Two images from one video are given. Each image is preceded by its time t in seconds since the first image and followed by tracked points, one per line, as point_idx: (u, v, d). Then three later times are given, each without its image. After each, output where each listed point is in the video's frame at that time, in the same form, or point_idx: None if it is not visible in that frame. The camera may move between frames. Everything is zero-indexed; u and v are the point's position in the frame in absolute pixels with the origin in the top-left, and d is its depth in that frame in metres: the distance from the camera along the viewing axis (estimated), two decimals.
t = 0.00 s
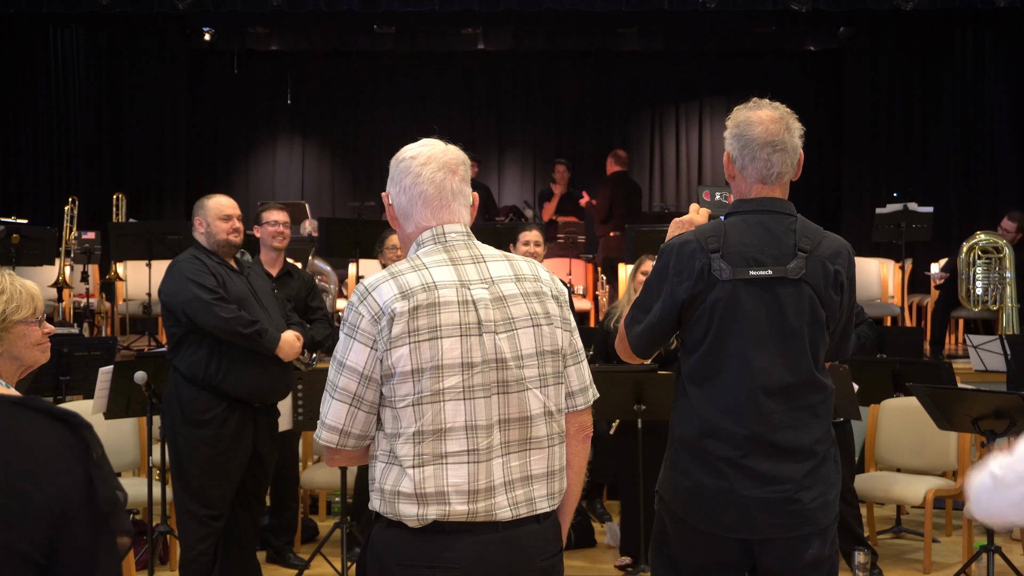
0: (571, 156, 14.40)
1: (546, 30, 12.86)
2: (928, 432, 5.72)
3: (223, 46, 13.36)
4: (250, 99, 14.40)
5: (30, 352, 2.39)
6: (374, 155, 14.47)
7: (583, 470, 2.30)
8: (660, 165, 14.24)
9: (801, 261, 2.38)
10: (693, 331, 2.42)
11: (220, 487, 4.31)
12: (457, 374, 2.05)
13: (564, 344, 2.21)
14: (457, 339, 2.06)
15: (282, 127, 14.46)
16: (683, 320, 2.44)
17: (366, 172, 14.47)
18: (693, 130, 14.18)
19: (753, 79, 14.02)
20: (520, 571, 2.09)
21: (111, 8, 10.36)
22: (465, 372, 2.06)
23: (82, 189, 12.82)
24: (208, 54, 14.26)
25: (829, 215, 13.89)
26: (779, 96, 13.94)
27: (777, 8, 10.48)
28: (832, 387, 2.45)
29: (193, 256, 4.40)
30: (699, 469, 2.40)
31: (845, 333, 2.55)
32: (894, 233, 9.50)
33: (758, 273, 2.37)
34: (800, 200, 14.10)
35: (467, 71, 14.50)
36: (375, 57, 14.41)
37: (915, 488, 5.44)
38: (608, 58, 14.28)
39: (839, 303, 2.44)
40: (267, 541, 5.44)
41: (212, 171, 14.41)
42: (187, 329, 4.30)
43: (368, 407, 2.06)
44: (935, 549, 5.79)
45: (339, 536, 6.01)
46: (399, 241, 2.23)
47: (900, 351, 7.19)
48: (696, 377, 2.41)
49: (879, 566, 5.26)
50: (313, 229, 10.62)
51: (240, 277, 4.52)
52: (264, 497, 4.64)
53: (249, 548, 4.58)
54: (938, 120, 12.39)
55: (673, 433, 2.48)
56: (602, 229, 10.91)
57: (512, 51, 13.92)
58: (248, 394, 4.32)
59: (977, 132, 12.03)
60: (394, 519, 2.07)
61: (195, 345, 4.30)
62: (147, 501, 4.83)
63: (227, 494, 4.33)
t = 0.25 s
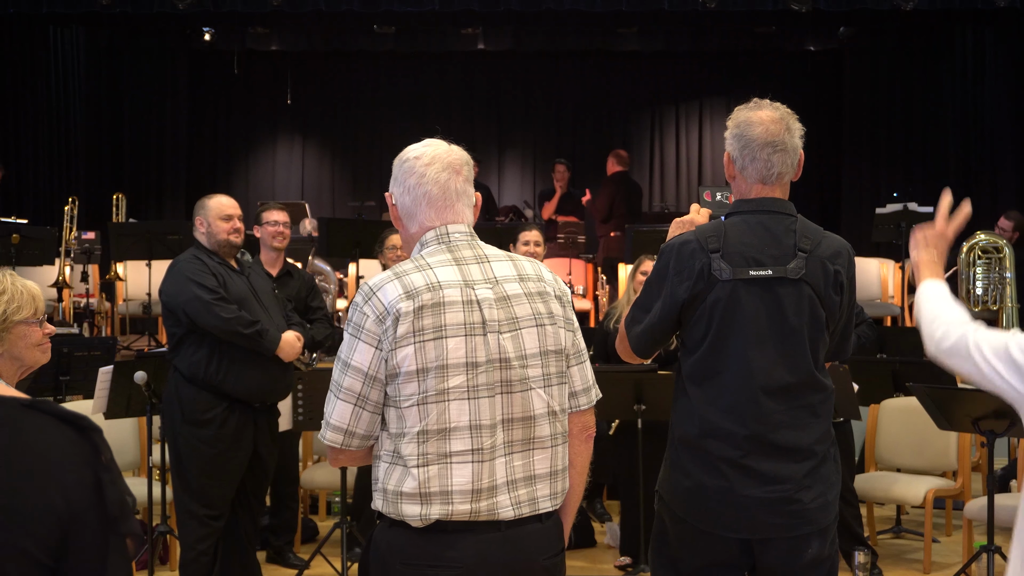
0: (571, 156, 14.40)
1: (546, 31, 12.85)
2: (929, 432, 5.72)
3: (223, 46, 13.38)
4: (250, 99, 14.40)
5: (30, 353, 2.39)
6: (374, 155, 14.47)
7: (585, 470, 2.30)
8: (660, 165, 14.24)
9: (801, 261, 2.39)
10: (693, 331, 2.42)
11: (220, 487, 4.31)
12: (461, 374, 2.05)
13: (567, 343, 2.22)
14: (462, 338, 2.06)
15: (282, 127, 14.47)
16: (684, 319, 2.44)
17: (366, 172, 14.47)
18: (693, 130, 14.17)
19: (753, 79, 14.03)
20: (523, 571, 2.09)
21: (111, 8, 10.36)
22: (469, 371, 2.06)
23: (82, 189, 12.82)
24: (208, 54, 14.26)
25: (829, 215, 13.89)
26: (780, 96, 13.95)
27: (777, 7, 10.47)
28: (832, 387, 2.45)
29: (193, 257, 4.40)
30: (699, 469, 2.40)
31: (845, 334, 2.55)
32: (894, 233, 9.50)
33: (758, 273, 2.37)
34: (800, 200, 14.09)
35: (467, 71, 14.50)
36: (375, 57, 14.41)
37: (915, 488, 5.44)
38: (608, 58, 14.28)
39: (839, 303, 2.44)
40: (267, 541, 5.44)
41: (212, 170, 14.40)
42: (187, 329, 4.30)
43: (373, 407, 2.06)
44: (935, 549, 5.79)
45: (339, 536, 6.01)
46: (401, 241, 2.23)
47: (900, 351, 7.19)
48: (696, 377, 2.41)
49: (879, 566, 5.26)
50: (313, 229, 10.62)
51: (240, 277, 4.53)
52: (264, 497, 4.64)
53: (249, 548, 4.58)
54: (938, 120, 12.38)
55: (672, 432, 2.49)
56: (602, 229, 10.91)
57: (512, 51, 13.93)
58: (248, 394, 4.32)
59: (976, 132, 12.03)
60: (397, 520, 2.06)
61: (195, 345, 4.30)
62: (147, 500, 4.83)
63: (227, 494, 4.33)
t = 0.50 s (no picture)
0: (571, 156, 14.40)
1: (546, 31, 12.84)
2: (929, 432, 5.72)
3: (223, 46, 13.38)
4: (250, 99, 14.40)
5: (33, 354, 2.38)
6: (374, 155, 14.46)
7: (587, 470, 2.30)
8: (660, 165, 14.24)
9: (802, 261, 2.39)
10: (694, 331, 2.42)
11: (220, 487, 4.31)
12: (464, 373, 2.05)
13: (569, 343, 2.23)
14: (465, 338, 2.06)
15: (282, 127, 14.46)
16: (685, 320, 2.45)
17: (366, 172, 14.46)
18: (693, 130, 14.17)
19: (753, 79, 14.03)
20: (525, 569, 2.09)
21: (111, 7, 10.35)
22: (472, 371, 2.06)
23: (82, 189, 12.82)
24: (208, 54, 14.25)
25: (829, 215, 13.89)
26: (780, 96, 13.95)
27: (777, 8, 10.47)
28: (833, 387, 2.45)
29: (193, 257, 4.39)
30: (701, 468, 2.40)
31: (847, 334, 2.55)
32: (894, 233, 9.50)
33: (760, 273, 2.37)
34: (800, 199, 14.09)
35: (467, 71, 14.50)
36: (376, 56, 14.40)
37: (915, 488, 5.44)
38: (608, 58, 14.27)
39: (840, 303, 2.45)
40: (267, 541, 5.45)
41: (212, 170, 14.39)
42: (188, 329, 4.30)
43: (376, 407, 2.05)
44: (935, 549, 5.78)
45: (339, 536, 6.01)
46: (403, 241, 2.23)
47: (900, 351, 7.19)
48: (698, 377, 2.41)
49: (879, 566, 5.26)
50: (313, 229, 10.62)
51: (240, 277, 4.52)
52: (264, 497, 4.64)
53: (249, 548, 4.58)
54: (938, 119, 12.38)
55: (673, 432, 2.49)
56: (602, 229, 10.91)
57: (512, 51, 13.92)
58: (248, 394, 4.32)
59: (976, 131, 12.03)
60: (400, 519, 2.06)
61: (195, 345, 4.30)
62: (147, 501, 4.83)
63: (227, 494, 4.33)
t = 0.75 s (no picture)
0: (571, 156, 14.40)
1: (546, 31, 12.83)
2: (929, 432, 5.72)
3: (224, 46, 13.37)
4: (250, 99, 14.40)
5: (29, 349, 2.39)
6: (374, 156, 14.47)
7: (587, 469, 2.30)
8: (660, 165, 14.25)
9: (804, 261, 2.39)
10: (696, 331, 2.43)
11: (220, 487, 4.31)
12: (465, 373, 2.05)
13: (569, 343, 2.23)
14: (466, 338, 2.06)
15: (282, 127, 14.47)
16: (686, 320, 2.45)
17: (366, 172, 14.47)
18: (693, 130, 14.17)
19: (753, 79, 14.04)
20: (527, 569, 2.09)
21: (111, 7, 10.35)
22: (473, 370, 2.06)
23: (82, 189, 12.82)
24: (208, 54, 14.25)
25: (829, 215, 13.89)
26: (780, 95, 13.95)
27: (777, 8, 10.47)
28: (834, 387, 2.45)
29: (194, 256, 4.39)
30: (702, 468, 2.40)
31: (848, 334, 2.56)
32: (895, 233, 9.50)
33: (762, 273, 2.37)
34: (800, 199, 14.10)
35: (467, 70, 14.50)
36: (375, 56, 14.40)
37: (914, 488, 5.44)
38: (608, 58, 14.28)
39: (842, 304, 2.45)
40: (267, 541, 5.45)
41: (211, 170, 14.38)
42: (188, 329, 4.30)
43: (378, 408, 2.05)
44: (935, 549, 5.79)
45: (339, 536, 6.01)
46: (403, 241, 2.24)
47: (900, 351, 7.19)
48: (699, 377, 2.42)
49: (878, 566, 5.26)
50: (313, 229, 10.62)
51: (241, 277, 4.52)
52: (264, 497, 4.64)
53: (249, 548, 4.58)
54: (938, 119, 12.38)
55: (675, 432, 2.49)
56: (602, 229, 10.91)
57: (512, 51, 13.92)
58: (248, 394, 4.32)
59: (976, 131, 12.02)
60: (401, 519, 2.05)
61: (195, 345, 4.30)
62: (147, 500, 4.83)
63: (227, 494, 4.33)
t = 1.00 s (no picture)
0: (571, 156, 14.39)
1: (546, 31, 12.82)
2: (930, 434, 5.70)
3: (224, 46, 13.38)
4: (250, 99, 14.40)
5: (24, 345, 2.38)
6: (374, 157, 14.47)
7: (586, 468, 2.30)
8: (660, 165, 14.25)
9: (805, 261, 2.39)
10: (696, 331, 2.43)
11: (220, 487, 4.31)
12: (463, 372, 2.05)
13: (567, 342, 2.23)
14: (464, 336, 2.06)
15: (282, 126, 14.46)
16: (686, 320, 2.45)
17: (366, 172, 14.47)
18: (693, 131, 14.17)
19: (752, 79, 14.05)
20: (526, 568, 2.09)
21: (111, 7, 10.33)
22: (471, 369, 2.06)
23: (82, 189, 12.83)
24: (208, 53, 14.25)
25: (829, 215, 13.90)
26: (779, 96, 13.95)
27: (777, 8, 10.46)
28: (835, 388, 2.45)
29: (193, 257, 4.39)
30: (704, 469, 2.40)
31: (849, 335, 2.56)
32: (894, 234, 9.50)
33: (763, 273, 2.37)
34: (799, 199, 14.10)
35: (467, 70, 14.50)
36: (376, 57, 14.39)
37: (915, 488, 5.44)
38: (608, 59, 14.27)
39: (843, 304, 2.45)
40: (267, 541, 5.45)
41: (211, 170, 14.38)
42: (188, 329, 4.30)
43: (376, 407, 2.05)
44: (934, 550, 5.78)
45: (339, 536, 6.01)
46: (402, 241, 2.24)
47: (900, 351, 7.18)
48: (701, 377, 2.42)
49: (878, 566, 5.26)
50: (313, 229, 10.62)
51: (241, 278, 4.52)
52: (264, 497, 4.64)
53: (249, 548, 4.58)
54: (938, 119, 12.37)
55: (676, 432, 2.49)
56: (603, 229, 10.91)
57: (512, 51, 13.91)
58: (248, 394, 4.31)
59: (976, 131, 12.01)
60: (399, 518, 2.05)
61: (195, 345, 4.30)
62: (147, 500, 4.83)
63: (227, 495, 4.33)
